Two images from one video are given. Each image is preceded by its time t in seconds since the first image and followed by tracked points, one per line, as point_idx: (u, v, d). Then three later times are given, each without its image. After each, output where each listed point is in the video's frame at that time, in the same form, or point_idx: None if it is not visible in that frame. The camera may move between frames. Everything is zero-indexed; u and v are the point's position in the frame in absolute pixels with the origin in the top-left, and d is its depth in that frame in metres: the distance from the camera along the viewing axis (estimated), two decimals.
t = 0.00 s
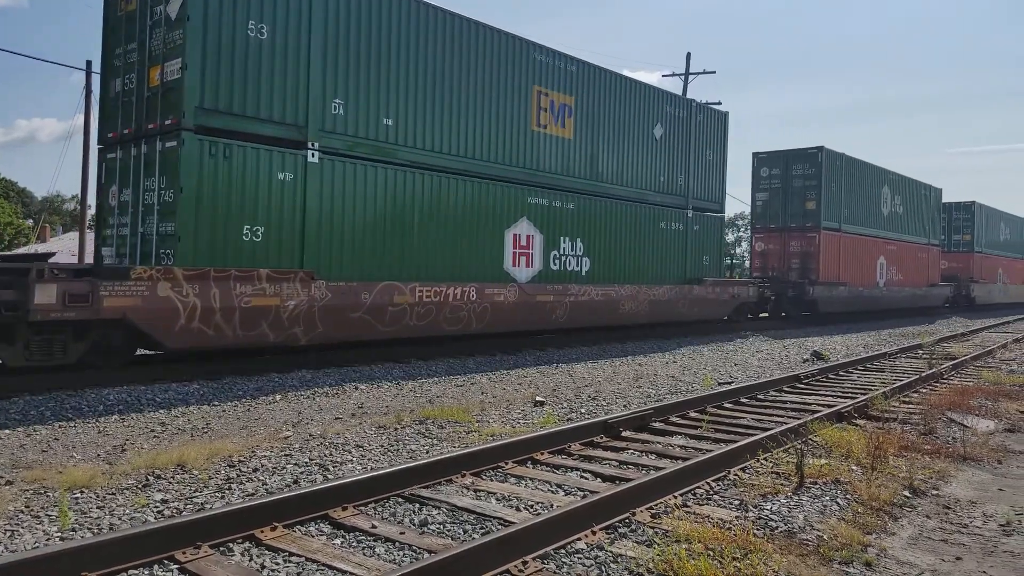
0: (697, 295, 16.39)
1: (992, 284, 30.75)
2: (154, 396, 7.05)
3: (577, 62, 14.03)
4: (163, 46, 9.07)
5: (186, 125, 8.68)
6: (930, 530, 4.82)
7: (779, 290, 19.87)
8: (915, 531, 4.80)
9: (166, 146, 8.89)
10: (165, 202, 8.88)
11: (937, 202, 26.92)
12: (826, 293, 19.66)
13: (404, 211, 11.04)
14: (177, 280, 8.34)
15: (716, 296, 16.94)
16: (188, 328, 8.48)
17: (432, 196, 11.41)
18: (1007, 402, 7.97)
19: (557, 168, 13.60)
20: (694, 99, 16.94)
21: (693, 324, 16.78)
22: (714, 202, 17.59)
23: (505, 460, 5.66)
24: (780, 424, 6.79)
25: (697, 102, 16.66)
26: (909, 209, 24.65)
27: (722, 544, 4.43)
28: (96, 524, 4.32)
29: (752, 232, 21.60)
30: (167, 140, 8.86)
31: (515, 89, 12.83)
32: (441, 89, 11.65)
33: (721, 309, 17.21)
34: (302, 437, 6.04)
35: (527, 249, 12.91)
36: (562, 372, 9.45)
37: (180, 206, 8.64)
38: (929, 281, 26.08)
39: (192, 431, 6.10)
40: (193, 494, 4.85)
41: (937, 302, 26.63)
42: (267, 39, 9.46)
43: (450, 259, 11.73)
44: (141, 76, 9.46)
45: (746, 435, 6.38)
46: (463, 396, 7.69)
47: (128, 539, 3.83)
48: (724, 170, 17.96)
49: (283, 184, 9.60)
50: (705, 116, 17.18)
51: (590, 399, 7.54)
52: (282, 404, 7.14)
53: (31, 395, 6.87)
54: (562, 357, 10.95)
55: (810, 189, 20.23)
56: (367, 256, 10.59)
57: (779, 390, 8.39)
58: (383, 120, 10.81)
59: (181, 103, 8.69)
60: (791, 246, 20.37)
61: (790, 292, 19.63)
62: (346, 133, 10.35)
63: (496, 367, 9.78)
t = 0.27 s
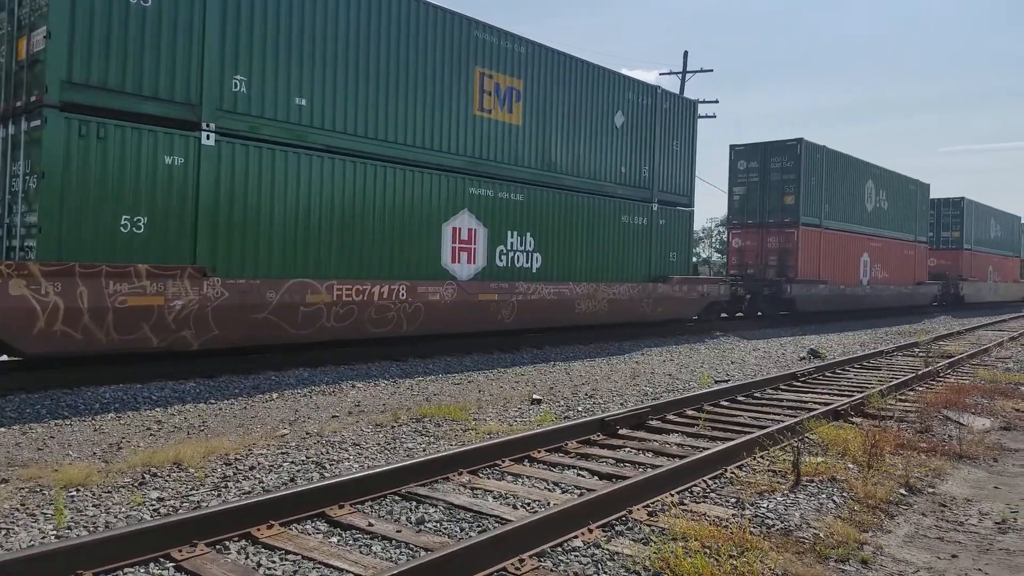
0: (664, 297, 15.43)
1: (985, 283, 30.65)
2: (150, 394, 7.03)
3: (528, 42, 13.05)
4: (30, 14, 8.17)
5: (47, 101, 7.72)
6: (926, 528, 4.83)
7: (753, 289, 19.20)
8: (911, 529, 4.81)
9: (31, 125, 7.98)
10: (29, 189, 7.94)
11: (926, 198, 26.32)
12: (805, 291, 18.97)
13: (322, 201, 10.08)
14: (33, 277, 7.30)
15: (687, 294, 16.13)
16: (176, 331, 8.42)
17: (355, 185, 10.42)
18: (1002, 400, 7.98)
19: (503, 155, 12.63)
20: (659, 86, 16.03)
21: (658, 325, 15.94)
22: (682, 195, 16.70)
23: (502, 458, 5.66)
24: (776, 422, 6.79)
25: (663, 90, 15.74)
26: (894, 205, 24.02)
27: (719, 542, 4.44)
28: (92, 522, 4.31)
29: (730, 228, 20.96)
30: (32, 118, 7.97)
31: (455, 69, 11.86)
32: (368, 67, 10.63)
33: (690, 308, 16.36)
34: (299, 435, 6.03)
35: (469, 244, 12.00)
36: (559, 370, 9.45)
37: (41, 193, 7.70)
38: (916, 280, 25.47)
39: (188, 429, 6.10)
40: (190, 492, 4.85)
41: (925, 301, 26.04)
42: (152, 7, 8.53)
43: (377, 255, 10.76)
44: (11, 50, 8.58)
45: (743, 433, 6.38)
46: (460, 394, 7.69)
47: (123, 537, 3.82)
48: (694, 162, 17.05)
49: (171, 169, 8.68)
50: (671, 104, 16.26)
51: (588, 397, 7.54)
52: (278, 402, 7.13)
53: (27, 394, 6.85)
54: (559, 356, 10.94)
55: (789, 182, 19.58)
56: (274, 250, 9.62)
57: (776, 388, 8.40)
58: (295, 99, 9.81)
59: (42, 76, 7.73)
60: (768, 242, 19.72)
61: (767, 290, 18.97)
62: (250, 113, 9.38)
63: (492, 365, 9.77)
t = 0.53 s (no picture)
0: (626, 297, 14.53)
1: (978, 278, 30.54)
2: (148, 394, 7.03)
3: (470, 18, 11.98)
4: None
5: None
6: (924, 524, 4.83)
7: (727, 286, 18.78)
8: (910, 524, 4.81)
9: None
10: None
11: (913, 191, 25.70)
12: (783, 288, 18.41)
13: (218, 190, 9.00)
14: None
15: (654, 293, 15.31)
16: (167, 329, 8.40)
17: (258, 174, 9.35)
18: (1000, 396, 7.98)
19: (440, 142, 11.59)
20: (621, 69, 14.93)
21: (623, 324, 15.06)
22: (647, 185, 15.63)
23: (500, 456, 5.65)
24: (774, 419, 6.78)
25: (625, 73, 14.67)
26: (879, 198, 23.40)
27: (717, 539, 4.44)
28: (90, 522, 4.30)
29: (706, 223, 20.38)
30: None
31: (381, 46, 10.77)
32: (277, 43, 9.60)
33: (658, 307, 15.51)
34: (297, 434, 6.03)
35: (400, 238, 10.95)
36: (557, 367, 9.45)
37: None
38: (902, 275, 24.92)
39: (186, 428, 6.09)
40: (188, 491, 4.84)
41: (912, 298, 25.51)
42: None
43: (288, 250, 9.71)
44: None
45: (740, 429, 6.39)
46: (458, 392, 7.68)
47: (121, 537, 3.82)
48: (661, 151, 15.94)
49: (32, 152, 7.60)
50: (635, 89, 15.15)
51: (585, 394, 7.53)
52: (276, 401, 7.13)
53: (25, 394, 6.85)
54: (557, 353, 10.94)
55: (765, 173, 18.92)
56: (162, 244, 8.57)
57: (773, 384, 8.40)
58: (186, 76, 8.78)
59: None
60: (745, 236, 19.17)
61: (743, 287, 18.43)
62: (127, 90, 8.30)
63: (490, 363, 9.77)
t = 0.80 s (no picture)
0: (585, 300, 13.65)
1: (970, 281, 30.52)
2: (145, 394, 7.01)
3: None
4: None
5: None
6: (921, 527, 4.83)
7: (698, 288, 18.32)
8: (907, 527, 4.81)
9: None
10: None
11: (897, 191, 25.33)
12: (758, 290, 17.98)
13: (95, 175, 7.88)
14: None
15: (623, 295, 14.60)
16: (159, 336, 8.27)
17: (145, 159, 8.25)
18: (997, 398, 7.99)
19: (367, 128, 10.58)
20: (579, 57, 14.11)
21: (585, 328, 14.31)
22: (608, 180, 14.74)
23: (499, 458, 5.64)
24: (772, 421, 6.79)
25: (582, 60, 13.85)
26: (860, 197, 23.01)
27: (715, 541, 4.43)
28: (86, 523, 4.29)
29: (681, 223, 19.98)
30: None
31: (295, 20, 9.68)
32: (175, 13, 8.56)
33: (625, 309, 14.70)
34: (294, 435, 6.02)
35: (319, 234, 9.90)
36: (555, 368, 9.45)
37: None
38: (886, 277, 24.55)
39: (183, 429, 6.08)
40: (185, 493, 4.83)
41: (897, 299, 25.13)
42: None
43: (200, 252, 8.78)
44: None
45: (738, 431, 6.39)
46: (457, 393, 7.69)
47: (118, 539, 3.80)
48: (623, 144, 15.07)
49: None
50: (594, 78, 14.31)
51: (584, 395, 7.54)
52: (274, 402, 7.11)
53: (21, 395, 6.82)
54: (554, 354, 10.96)
55: (740, 169, 18.56)
56: (19, 235, 7.41)
57: (771, 386, 8.41)
58: (54, 49, 7.66)
59: None
60: (721, 236, 18.84)
61: (717, 288, 17.99)
62: None
63: (488, 364, 9.77)
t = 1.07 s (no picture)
0: (536, 305, 12.86)
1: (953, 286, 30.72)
2: (132, 393, 6.94)
3: None
4: None
5: None
6: (908, 530, 4.88)
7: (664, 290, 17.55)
8: (893, 531, 4.86)
9: None
10: None
11: (876, 193, 24.87)
12: (726, 294, 17.37)
13: None
14: None
15: (578, 299, 13.78)
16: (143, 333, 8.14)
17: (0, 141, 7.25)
18: (983, 404, 8.09)
19: (277, 110, 9.59)
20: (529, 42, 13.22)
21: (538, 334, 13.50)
22: (561, 175, 13.89)
23: (490, 460, 5.64)
24: (762, 425, 6.83)
25: (532, 45, 12.97)
26: (838, 199, 22.50)
27: (704, 544, 4.46)
28: (71, 524, 4.23)
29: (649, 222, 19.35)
30: None
31: None
32: None
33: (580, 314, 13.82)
34: (284, 436, 5.99)
35: (211, 227, 8.86)
36: (548, 371, 9.45)
37: None
38: (863, 281, 24.15)
39: (172, 429, 6.02)
40: (172, 494, 4.78)
41: (874, 304, 24.80)
42: None
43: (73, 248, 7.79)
44: None
45: (729, 435, 6.42)
46: (449, 395, 7.68)
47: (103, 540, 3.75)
48: (579, 138, 14.24)
49: None
50: (547, 65, 13.46)
51: (576, 398, 7.55)
52: (264, 403, 7.06)
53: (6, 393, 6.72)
54: (546, 356, 10.96)
55: (710, 169, 17.91)
56: None
57: (761, 390, 8.46)
58: None
59: None
60: (690, 237, 18.18)
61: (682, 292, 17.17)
62: None
63: (479, 366, 9.75)
